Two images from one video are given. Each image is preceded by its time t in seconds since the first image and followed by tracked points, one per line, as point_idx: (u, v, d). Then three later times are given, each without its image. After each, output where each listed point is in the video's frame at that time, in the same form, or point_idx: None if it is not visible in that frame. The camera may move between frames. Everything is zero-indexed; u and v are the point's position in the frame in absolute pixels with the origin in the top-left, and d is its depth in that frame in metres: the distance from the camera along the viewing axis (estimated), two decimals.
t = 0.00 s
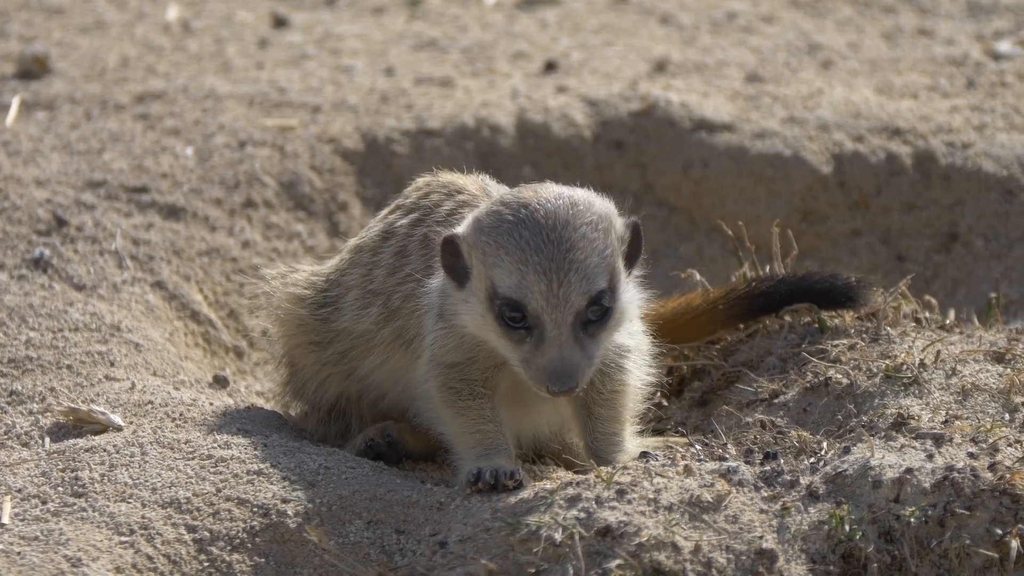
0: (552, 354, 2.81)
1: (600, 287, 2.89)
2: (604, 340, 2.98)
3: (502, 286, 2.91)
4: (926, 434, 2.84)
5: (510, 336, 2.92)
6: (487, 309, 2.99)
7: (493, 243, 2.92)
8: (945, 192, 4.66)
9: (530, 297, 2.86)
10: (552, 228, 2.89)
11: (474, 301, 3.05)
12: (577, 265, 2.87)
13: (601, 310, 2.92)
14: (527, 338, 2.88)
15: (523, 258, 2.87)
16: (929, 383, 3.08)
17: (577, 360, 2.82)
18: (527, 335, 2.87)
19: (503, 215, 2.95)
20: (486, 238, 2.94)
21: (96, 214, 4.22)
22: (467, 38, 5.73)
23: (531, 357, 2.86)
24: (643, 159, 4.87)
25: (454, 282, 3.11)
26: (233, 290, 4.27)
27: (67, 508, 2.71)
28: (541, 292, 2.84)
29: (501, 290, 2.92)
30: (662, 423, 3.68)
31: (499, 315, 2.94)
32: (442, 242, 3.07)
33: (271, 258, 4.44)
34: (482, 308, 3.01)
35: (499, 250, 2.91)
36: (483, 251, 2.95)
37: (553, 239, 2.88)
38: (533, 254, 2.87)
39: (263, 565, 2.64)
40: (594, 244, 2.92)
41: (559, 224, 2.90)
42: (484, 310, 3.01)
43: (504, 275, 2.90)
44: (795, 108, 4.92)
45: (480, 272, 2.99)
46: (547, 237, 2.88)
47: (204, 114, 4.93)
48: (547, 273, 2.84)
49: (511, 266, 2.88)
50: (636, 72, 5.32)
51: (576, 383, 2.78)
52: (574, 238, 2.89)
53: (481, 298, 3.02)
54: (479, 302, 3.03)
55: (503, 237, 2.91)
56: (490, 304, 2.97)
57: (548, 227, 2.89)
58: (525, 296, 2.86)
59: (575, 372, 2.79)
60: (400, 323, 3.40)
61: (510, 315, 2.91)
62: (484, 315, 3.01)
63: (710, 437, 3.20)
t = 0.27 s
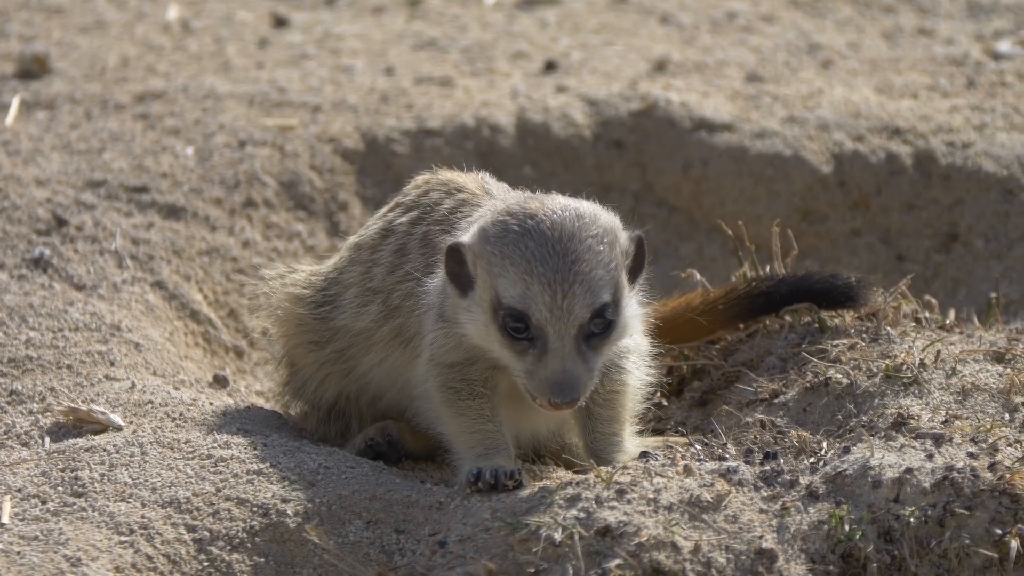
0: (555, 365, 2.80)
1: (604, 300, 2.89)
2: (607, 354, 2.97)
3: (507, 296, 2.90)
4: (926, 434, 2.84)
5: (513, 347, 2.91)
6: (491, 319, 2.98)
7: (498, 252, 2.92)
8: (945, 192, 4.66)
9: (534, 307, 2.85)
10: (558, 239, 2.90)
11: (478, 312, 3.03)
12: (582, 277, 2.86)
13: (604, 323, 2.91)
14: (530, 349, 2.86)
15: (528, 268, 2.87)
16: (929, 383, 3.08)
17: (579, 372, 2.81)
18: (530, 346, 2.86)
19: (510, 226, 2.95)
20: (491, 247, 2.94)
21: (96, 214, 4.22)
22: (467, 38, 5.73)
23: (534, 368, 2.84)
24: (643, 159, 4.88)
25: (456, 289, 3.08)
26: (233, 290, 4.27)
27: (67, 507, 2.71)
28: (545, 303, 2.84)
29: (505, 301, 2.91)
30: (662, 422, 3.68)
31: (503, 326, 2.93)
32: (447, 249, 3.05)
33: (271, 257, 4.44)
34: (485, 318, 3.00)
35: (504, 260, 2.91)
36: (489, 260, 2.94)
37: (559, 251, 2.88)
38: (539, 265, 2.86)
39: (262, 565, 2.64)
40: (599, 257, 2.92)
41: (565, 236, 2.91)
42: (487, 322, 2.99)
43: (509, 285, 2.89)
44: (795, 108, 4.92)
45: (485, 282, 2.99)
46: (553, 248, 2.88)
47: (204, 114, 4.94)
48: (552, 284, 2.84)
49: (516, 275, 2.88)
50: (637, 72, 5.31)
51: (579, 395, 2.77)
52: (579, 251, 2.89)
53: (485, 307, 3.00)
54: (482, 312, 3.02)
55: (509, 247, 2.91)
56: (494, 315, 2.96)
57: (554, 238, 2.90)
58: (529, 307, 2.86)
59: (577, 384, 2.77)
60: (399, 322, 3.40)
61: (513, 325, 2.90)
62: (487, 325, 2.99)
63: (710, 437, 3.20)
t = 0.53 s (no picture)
0: (557, 381, 2.78)
1: (605, 314, 2.85)
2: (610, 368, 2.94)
3: (508, 313, 2.87)
4: (925, 434, 2.84)
5: (515, 364, 2.88)
6: (492, 336, 2.95)
7: (498, 270, 2.89)
8: (944, 192, 4.66)
9: (535, 324, 2.81)
10: (557, 254, 2.86)
11: (479, 330, 3.00)
12: (582, 292, 2.82)
13: (607, 337, 2.87)
14: (533, 366, 2.84)
15: (528, 285, 2.83)
16: (928, 383, 3.08)
17: (582, 387, 2.78)
18: (532, 362, 2.84)
19: (508, 243, 2.92)
20: (490, 264, 2.91)
21: (95, 214, 4.22)
22: (466, 38, 5.73)
23: (537, 384, 2.82)
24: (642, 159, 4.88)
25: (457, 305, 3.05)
26: (232, 290, 4.27)
27: (66, 507, 2.71)
28: (546, 319, 2.80)
29: (506, 318, 2.88)
30: (661, 422, 3.67)
31: (505, 343, 2.90)
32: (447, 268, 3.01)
33: (270, 257, 4.44)
34: (487, 336, 2.97)
35: (504, 277, 2.87)
36: (488, 277, 2.91)
37: (558, 266, 2.84)
38: (539, 282, 2.83)
39: (261, 565, 2.64)
40: (599, 270, 2.88)
41: (564, 251, 2.87)
42: (489, 339, 2.97)
43: (510, 302, 2.86)
44: (794, 108, 4.92)
45: (485, 299, 2.95)
46: (552, 264, 2.85)
47: (204, 114, 4.94)
48: (553, 299, 2.80)
49: (516, 293, 2.85)
50: (636, 72, 5.31)
51: (582, 410, 2.75)
52: (578, 265, 2.85)
53: (486, 324, 2.97)
54: (482, 329, 2.99)
55: (508, 264, 2.88)
56: (495, 331, 2.93)
57: (553, 254, 2.86)
58: (530, 323, 2.82)
59: (580, 399, 2.75)
60: (398, 321, 3.40)
61: (514, 342, 2.87)
62: (489, 344, 2.97)
63: (708, 437, 3.20)
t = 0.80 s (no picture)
0: (561, 405, 2.78)
1: (610, 338, 2.85)
2: (615, 389, 2.94)
3: (513, 336, 2.86)
4: (926, 433, 2.84)
5: (520, 386, 2.88)
6: (497, 357, 2.94)
7: (503, 292, 2.88)
8: (945, 191, 4.66)
9: (540, 347, 2.81)
10: (563, 277, 2.85)
11: (484, 352, 2.99)
12: (587, 316, 2.82)
13: (611, 360, 2.87)
14: (538, 389, 2.84)
15: (534, 308, 2.82)
16: (929, 382, 3.08)
17: (586, 410, 2.78)
18: (537, 385, 2.84)
19: (514, 265, 2.90)
20: (496, 287, 2.89)
21: (96, 214, 4.22)
22: (467, 37, 5.74)
23: (541, 406, 2.83)
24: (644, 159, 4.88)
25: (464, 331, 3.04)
26: (234, 289, 4.28)
27: (67, 507, 2.71)
28: (551, 343, 2.80)
29: (511, 340, 2.87)
30: (662, 422, 3.67)
31: (509, 365, 2.89)
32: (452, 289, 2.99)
33: (271, 257, 4.44)
34: (492, 358, 2.96)
35: (509, 299, 2.86)
36: (493, 299, 2.90)
37: (563, 290, 2.83)
38: (544, 306, 2.81)
39: (263, 564, 2.64)
40: (605, 294, 2.87)
41: (570, 274, 2.85)
42: (494, 361, 2.96)
43: (515, 324, 2.85)
44: (795, 107, 4.92)
45: (490, 321, 2.94)
46: (558, 287, 2.83)
47: (205, 114, 4.94)
48: (558, 323, 2.79)
49: (522, 315, 2.84)
50: (637, 71, 5.31)
51: (586, 433, 2.75)
52: (584, 289, 2.84)
53: (491, 346, 2.95)
54: (488, 350, 2.98)
55: (514, 287, 2.86)
56: (500, 353, 2.92)
57: (559, 277, 2.84)
58: (535, 347, 2.82)
59: (584, 422, 2.75)
60: (400, 316, 3.39)
61: (519, 364, 2.86)
62: (494, 365, 2.95)
63: (709, 437, 3.19)
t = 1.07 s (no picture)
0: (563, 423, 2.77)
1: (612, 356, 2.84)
2: (616, 409, 2.93)
3: (515, 354, 2.85)
4: (926, 433, 2.84)
5: (520, 404, 2.86)
6: (498, 376, 2.92)
7: (505, 310, 2.87)
8: (946, 191, 4.66)
9: (543, 364, 2.80)
10: (565, 296, 2.84)
11: (486, 370, 2.98)
12: (590, 333, 2.81)
13: (613, 379, 2.87)
14: (539, 407, 2.82)
15: (536, 325, 2.81)
16: (930, 382, 3.08)
17: (588, 428, 2.77)
18: (538, 403, 2.82)
19: (517, 283, 2.89)
20: (497, 305, 2.88)
21: (97, 213, 4.22)
22: (468, 37, 5.74)
23: (543, 424, 2.81)
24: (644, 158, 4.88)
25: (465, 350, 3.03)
26: (234, 289, 4.27)
27: (67, 507, 2.71)
28: (554, 360, 2.79)
29: (513, 358, 2.86)
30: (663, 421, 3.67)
31: (510, 383, 2.88)
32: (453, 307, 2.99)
33: (271, 257, 4.44)
34: (493, 376, 2.94)
35: (511, 317, 2.85)
36: (495, 317, 2.89)
37: (566, 307, 2.82)
38: (547, 323, 2.81)
39: (263, 564, 2.64)
40: (607, 312, 2.86)
41: (573, 292, 2.85)
42: (495, 378, 2.94)
43: (517, 342, 2.84)
44: (796, 107, 4.92)
45: (492, 339, 2.93)
46: (561, 304, 2.83)
47: (205, 113, 4.94)
48: (561, 341, 2.79)
49: (524, 333, 2.83)
50: (637, 71, 5.31)
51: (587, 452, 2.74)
52: (586, 307, 2.84)
53: (493, 364, 2.94)
54: (489, 369, 2.96)
55: (516, 305, 2.85)
56: (501, 371, 2.91)
57: (561, 295, 2.84)
58: (537, 364, 2.81)
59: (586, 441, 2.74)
60: (399, 321, 3.39)
61: (521, 382, 2.85)
62: (496, 384, 2.94)
63: (710, 436, 3.19)
